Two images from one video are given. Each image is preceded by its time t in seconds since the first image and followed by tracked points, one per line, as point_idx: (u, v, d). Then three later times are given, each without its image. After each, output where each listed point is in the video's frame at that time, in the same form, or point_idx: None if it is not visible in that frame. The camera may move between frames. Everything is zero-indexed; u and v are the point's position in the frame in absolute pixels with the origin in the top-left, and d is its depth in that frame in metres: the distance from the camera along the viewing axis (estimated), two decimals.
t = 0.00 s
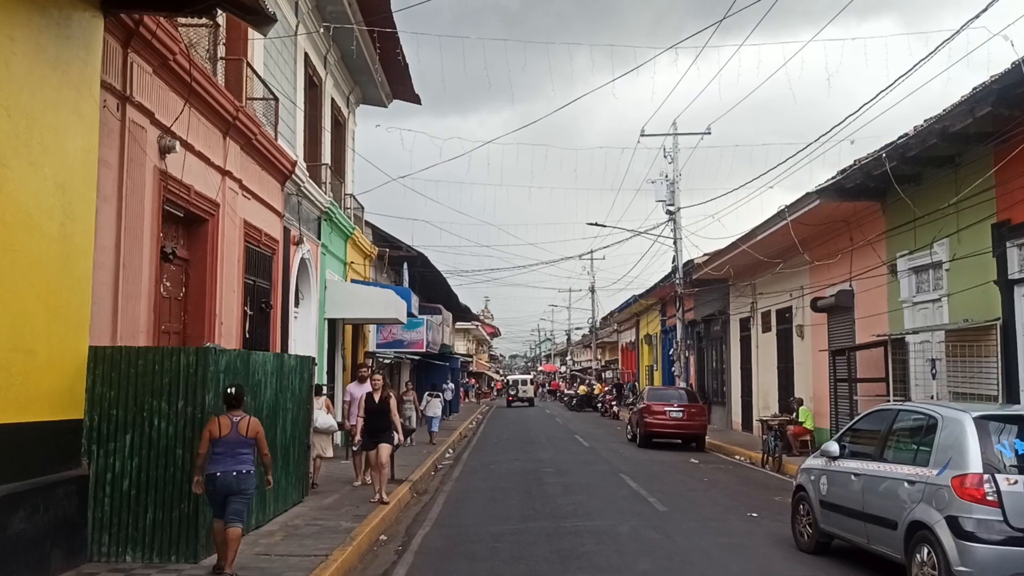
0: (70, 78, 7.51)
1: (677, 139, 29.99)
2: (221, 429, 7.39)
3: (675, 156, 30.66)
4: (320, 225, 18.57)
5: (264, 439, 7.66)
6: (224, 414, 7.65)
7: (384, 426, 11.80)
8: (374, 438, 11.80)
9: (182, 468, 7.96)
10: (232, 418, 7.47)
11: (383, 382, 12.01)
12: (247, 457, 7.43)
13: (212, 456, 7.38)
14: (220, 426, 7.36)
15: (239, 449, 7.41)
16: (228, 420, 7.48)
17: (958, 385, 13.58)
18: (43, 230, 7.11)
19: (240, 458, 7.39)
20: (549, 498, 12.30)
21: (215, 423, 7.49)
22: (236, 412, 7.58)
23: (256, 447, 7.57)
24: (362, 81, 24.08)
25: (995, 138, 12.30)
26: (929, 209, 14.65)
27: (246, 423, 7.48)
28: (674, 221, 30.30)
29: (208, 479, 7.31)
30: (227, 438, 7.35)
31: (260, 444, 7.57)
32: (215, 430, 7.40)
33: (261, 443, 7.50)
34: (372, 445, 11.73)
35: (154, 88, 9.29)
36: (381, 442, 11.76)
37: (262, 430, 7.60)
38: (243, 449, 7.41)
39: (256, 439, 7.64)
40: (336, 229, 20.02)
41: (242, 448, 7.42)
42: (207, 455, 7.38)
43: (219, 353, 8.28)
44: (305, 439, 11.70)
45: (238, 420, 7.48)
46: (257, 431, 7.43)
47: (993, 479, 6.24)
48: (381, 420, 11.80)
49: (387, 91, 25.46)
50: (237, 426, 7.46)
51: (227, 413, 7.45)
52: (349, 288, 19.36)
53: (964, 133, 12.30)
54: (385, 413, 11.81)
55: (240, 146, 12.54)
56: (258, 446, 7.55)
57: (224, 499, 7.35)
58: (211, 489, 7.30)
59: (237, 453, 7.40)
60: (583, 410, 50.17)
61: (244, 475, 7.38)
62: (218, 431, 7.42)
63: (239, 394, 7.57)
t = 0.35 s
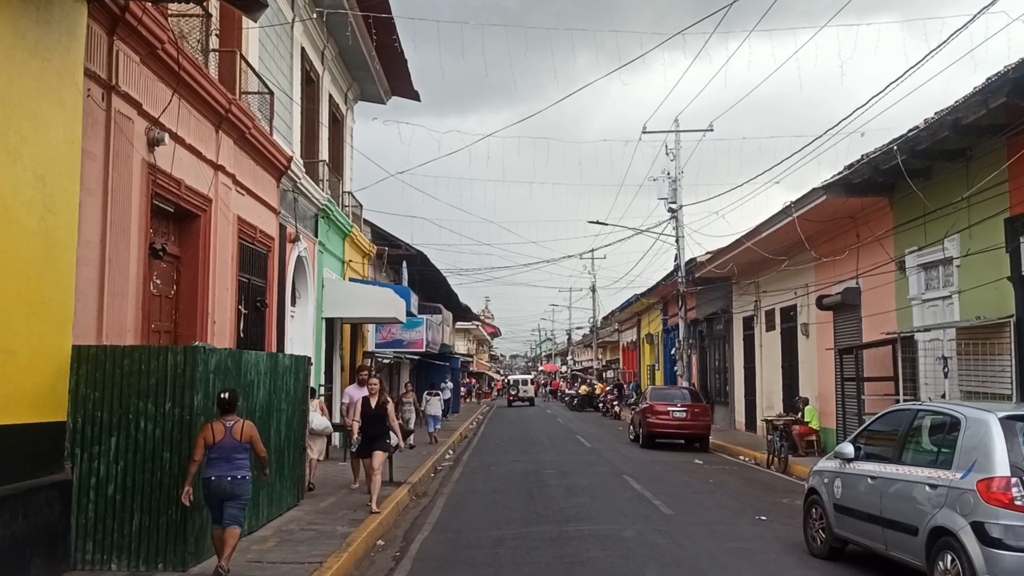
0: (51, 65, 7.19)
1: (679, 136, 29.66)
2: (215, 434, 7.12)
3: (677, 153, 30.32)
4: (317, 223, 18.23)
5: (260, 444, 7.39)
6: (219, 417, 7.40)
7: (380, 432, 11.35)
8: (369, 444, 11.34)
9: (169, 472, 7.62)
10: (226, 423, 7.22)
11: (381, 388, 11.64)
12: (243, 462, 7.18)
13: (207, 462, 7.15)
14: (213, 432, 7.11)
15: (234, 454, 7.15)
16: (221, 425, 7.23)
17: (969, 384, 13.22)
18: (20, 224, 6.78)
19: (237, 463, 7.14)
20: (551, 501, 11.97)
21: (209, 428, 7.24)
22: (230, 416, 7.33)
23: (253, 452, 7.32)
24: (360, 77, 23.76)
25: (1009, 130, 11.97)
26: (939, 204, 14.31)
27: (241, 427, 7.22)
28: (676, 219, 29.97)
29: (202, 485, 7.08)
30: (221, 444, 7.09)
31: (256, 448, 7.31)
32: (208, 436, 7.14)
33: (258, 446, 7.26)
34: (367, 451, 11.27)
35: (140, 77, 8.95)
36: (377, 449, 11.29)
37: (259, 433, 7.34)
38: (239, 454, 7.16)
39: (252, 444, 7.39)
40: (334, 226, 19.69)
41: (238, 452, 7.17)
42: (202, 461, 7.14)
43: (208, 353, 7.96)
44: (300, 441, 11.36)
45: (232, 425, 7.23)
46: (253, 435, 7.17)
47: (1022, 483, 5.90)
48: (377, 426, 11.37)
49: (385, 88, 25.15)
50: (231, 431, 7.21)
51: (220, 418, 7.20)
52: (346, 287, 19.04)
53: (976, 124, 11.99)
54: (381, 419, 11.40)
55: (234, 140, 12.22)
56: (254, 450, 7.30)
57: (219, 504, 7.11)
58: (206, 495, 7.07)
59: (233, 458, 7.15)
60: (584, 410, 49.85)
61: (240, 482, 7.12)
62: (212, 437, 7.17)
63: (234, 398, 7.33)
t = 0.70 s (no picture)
0: (34, 52, 6.92)
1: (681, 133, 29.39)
2: (209, 430, 7.10)
3: (679, 151, 30.06)
4: (315, 220, 17.96)
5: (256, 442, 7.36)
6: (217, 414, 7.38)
7: (377, 430, 10.87)
8: (367, 444, 10.87)
9: (157, 476, 7.35)
10: (221, 420, 7.19)
11: (376, 384, 11.13)
12: (237, 459, 7.16)
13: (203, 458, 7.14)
14: (208, 428, 7.10)
15: (229, 451, 7.13)
16: (216, 421, 7.20)
17: (979, 383, 12.96)
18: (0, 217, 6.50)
19: (231, 460, 7.12)
20: (553, 504, 11.71)
21: (205, 424, 7.23)
22: (226, 413, 7.29)
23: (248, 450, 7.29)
24: (359, 74, 23.50)
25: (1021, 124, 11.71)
26: (948, 200, 14.04)
27: (236, 424, 7.19)
28: (678, 217, 29.71)
29: (198, 482, 7.06)
30: (215, 441, 7.06)
31: (251, 446, 7.28)
32: (204, 432, 7.12)
33: (253, 442, 7.24)
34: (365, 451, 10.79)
35: (128, 68, 8.66)
36: (375, 448, 10.82)
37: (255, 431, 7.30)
38: (233, 451, 7.13)
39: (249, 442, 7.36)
40: (331, 224, 19.42)
41: (233, 449, 7.14)
42: (198, 457, 7.13)
43: (199, 353, 7.70)
44: (296, 443, 11.08)
45: (228, 421, 7.19)
46: (247, 432, 7.14)
47: None
48: (374, 424, 10.89)
49: (384, 85, 24.88)
50: (226, 428, 7.18)
51: (216, 414, 7.17)
52: (344, 286, 18.75)
53: (987, 118, 11.73)
54: (378, 417, 10.91)
55: (228, 135, 11.94)
56: (249, 447, 7.26)
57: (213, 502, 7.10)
58: (201, 493, 7.05)
59: (227, 455, 7.12)
60: (585, 410, 49.58)
61: (236, 479, 7.12)
62: (207, 433, 7.15)
63: (230, 395, 7.29)
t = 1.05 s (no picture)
0: (12, 35, 6.61)
1: (684, 130, 29.09)
2: (210, 436, 7.06)
3: (681, 148, 29.75)
4: (312, 217, 17.66)
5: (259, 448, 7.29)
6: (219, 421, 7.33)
7: (371, 437, 10.32)
8: (360, 450, 10.31)
9: (142, 481, 7.12)
10: (222, 425, 7.14)
11: (369, 387, 10.57)
12: (239, 465, 7.10)
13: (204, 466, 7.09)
14: (208, 434, 7.06)
15: (230, 457, 7.06)
16: (217, 427, 7.16)
17: (992, 382, 12.66)
18: None
19: (232, 466, 7.06)
20: (556, 507, 11.39)
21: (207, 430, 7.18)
22: (228, 419, 7.24)
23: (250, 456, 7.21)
24: (358, 70, 23.20)
25: None
26: (959, 196, 13.73)
27: (236, 430, 7.11)
28: (680, 215, 29.41)
29: (201, 489, 7.00)
30: (214, 447, 7.00)
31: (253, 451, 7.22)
32: (204, 438, 7.08)
33: (252, 450, 7.10)
34: (358, 459, 10.23)
35: (114, 55, 8.34)
36: (369, 455, 10.28)
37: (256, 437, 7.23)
38: (235, 457, 7.06)
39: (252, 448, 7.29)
40: (329, 222, 19.11)
41: (234, 455, 7.07)
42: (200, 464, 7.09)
43: (187, 353, 7.44)
44: (291, 445, 10.77)
45: (228, 427, 7.13)
46: (247, 438, 7.05)
47: None
48: (367, 429, 10.34)
49: (383, 82, 24.58)
50: (227, 434, 7.11)
51: (217, 420, 7.12)
52: (343, 285, 18.44)
53: (1001, 111, 11.43)
54: (372, 422, 10.36)
55: (221, 128, 11.62)
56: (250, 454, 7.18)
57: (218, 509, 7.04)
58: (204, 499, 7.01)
59: (228, 460, 7.06)
60: (586, 410, 49.26)
61: (239, 485, 7.07)
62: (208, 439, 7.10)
63: (233, 399, 7.24)
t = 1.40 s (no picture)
0: None
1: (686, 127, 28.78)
2: (215, 431, 7.13)
3: (683, 145, 29.44)
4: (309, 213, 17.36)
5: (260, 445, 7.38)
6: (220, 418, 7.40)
7: (360, 440, 9.77)
8: (349, 454, 9.78)
9: (127, 484, 6.79)
10: (226, 421, 7.22)
11: (359, 386, 10.00)
12: (243, 460, 7.18)
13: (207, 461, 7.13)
14: (214, 428, 7.13)
15: (234, 452, 7.14)
16: (222, 423, 7.24)
17: (1004, 382, 12.36)
18: None
19: (237, 461, 7.13)
20: (558, 510, 11.08)
21: (210, 427, 7.25)
22: (230, 416, 7.33)
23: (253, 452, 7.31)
24: (356, 66, 22.88)
25: None
26: (970, 191, 13.42)
27: (241, 426, 7.23)
28: (682, 212, 29.08)
29: (204, 485, 7.05)
30: (220, 441, 7.08)
31: (256, 448, 7.30)
32: (208, 433, 7.15)
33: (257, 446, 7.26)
34: (346, 463, 9.73)
35: (100, 42, 8.03)
36: (357, 459, 9.75)
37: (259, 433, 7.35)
38: (239, 452, 7.15)
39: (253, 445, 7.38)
40: (327, 219, 18.81)
41: (239, 450, 7.16)
42: (202, 460, 7.13)
43: (174, 350, 7.13)
44: (286, 447, 10.50)
45: (233, 422, 7.22)
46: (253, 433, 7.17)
47: None
48: (356, 431, 9.77)
49: (382, 77, 24.27)
50: (231, 429, 7.20)
51: (221, 415, 7.21)
52: (340, 283, 18.14)
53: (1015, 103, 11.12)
54: (360, 424, 9.77)
55: (213, 121, 11.31)
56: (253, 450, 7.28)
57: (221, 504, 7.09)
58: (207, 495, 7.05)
59: (233, 456, 7.13)
60: (587, 409, 48.90)
61: (242, 481, 7.12)
62: (212, 434, 7.17)
63: (235, 395, 7.32)
